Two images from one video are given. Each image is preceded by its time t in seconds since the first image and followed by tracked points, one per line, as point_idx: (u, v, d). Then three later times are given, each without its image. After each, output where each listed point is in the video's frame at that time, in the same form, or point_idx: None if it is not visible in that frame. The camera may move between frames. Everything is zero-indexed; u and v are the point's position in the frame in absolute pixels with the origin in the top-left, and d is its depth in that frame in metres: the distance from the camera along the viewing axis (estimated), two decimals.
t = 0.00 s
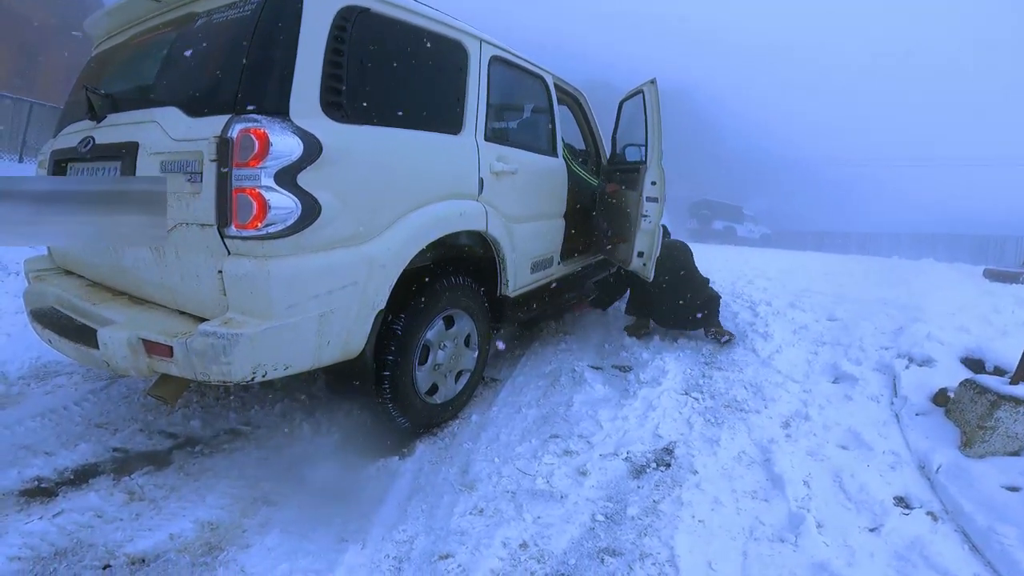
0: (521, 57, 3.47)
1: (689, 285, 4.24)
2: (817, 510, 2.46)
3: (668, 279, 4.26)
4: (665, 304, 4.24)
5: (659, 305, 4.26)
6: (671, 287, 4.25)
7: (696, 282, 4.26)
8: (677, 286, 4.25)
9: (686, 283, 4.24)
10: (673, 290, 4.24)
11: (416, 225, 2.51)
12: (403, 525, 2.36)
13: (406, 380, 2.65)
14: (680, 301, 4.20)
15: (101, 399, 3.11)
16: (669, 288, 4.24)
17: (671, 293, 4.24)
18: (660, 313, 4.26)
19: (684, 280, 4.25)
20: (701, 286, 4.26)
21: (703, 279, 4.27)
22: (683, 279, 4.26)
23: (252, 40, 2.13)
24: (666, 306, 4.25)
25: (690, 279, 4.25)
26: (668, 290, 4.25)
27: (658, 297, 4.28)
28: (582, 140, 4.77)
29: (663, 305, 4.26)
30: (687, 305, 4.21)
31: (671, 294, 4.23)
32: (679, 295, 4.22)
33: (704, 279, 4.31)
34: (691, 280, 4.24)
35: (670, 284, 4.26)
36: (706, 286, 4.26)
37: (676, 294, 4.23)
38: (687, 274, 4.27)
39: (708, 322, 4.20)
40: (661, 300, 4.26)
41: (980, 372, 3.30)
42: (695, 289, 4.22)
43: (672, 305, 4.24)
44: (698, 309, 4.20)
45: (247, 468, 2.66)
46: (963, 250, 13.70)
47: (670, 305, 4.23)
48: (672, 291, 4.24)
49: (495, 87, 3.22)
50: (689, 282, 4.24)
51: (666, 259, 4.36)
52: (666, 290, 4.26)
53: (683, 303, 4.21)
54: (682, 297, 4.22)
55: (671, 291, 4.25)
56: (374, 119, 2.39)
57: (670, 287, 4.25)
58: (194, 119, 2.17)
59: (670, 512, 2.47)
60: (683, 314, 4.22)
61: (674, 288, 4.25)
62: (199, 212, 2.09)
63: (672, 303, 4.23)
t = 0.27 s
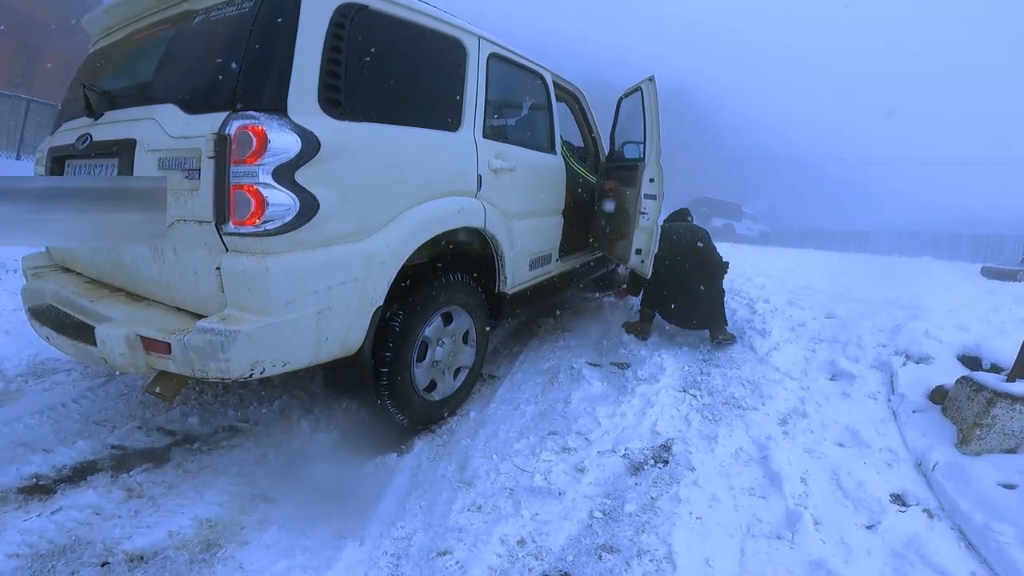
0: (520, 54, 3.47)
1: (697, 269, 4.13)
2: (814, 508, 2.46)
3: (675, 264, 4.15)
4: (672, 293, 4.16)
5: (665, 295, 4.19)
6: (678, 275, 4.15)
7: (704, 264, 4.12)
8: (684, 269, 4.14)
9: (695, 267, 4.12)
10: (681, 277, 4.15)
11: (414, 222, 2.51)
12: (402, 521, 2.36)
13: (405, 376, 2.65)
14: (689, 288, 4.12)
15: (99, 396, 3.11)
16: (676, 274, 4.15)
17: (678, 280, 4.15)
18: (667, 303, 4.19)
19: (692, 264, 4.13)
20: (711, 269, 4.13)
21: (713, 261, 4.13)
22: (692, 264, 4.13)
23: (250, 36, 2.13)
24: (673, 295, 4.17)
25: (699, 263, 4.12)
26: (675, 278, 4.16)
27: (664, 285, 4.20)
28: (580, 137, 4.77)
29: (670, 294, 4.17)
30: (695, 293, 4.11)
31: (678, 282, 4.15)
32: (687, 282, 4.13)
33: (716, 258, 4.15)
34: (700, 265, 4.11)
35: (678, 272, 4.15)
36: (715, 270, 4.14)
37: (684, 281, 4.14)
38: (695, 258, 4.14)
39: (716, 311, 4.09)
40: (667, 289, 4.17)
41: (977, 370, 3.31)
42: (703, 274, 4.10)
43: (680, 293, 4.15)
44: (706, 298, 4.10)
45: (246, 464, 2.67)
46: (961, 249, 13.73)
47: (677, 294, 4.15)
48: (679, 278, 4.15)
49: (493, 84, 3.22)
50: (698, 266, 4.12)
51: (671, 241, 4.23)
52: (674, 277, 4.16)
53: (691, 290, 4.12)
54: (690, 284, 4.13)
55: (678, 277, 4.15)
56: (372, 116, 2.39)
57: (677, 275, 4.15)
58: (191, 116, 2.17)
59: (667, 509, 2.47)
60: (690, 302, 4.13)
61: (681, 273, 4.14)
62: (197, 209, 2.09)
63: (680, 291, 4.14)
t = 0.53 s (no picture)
0: (515, 51, 3.46)
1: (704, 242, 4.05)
2: (809, 502, 2.48)
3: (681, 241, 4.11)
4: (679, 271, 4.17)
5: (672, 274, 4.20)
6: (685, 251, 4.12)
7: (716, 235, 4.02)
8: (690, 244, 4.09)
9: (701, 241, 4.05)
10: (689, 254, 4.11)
11: (409, 218, 2.51)
12: (399, 518, 2.36)
13: (401, 373, 2.66)
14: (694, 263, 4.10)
15: (96, 395, 3.10)
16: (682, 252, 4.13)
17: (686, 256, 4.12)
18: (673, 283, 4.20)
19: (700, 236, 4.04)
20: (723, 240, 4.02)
21: (726, 232, 4.01)
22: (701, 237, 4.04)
23: (244, 33, 2.12)
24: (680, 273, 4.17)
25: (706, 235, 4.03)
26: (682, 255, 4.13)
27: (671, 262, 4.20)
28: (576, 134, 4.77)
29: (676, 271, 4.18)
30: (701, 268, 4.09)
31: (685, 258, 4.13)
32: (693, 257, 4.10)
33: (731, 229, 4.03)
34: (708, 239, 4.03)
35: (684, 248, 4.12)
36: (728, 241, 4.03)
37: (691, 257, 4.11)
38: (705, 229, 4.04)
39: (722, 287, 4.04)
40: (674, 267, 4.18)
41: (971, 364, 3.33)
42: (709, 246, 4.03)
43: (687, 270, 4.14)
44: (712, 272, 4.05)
45: (243, 462, 2.67)
46: (956, 244, 13.78)
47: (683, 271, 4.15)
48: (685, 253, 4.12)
49: (488, 81, 3.22)
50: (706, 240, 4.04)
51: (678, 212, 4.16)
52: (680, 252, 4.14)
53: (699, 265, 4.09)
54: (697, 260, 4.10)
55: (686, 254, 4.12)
56: (367, 113, 2.39)
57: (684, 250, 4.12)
58: (185, 113, 2.17)
59: (664, 504, 2.48)
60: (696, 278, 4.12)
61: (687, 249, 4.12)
62: (192, 206, 2.09)
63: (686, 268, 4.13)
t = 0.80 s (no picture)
0: (508, 46, 3.45)
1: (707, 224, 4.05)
2: (805, 496, 2.48)
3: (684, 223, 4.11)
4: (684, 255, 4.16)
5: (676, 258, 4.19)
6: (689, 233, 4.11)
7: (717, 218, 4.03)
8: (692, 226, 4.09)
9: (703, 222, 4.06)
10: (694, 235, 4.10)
11: (403, 214, 2.50)
12: (396, 514, 2.36)
13: (396, 369, 2.65)
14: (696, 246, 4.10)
15: (90, 394, 3.09)
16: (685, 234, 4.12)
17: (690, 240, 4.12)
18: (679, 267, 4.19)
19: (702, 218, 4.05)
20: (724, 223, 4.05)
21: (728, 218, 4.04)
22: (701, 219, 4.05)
23: (234, 30, 2.11)
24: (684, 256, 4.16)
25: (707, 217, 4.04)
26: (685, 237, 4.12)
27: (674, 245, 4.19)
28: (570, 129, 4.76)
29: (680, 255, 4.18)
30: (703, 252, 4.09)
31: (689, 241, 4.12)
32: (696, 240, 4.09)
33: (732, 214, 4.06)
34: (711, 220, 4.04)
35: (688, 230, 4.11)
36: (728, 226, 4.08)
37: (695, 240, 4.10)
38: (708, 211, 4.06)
39: (723, 269, 4.08)
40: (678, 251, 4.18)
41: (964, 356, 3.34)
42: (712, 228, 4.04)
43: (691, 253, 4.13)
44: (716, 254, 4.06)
45: (239, 460, 2.66)
46: (950, 237, 13.82)
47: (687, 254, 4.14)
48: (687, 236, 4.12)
49: (481, 76, 3.21)
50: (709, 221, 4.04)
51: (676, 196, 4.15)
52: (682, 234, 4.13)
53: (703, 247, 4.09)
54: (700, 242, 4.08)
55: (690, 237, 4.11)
56: (360, 109, 2.38)
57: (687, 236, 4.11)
58: (175, 110, 2.15)
59: (660, 498, 2.49)
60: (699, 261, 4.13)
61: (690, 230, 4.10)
62: (183, 203, 2.08)
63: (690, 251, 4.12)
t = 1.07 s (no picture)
0: (510, 40, 3.44)
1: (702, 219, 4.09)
2: (806, 492, 2.48)
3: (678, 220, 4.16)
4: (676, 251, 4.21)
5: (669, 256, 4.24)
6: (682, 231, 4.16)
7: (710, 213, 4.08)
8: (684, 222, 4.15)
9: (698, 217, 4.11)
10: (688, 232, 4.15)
11: (404, 208, 2.50)
12: (397, 508, 2.37)
13: (397, 362, 2.65)
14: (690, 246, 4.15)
15: (92, 387, 3.10)
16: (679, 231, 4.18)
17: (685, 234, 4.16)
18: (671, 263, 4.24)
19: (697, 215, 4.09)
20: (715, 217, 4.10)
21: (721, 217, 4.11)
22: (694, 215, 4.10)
23: (235, 23, 2.10)
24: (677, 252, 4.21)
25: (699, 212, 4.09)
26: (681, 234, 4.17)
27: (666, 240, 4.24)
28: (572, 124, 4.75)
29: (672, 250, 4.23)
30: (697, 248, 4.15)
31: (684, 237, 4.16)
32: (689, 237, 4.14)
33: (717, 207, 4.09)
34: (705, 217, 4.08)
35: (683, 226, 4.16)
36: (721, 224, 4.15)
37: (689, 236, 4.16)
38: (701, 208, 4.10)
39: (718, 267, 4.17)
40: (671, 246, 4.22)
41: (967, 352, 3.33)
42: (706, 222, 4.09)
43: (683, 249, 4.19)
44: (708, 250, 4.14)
45: (240, 453, 2.66)
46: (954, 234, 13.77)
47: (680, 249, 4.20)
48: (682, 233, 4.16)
49: (483, 70, 3.20)
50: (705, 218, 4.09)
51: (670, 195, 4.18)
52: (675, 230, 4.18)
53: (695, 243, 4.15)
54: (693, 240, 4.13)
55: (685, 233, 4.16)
56: (361, 103, 2.38)
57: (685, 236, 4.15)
58: (176, 104, 2.15)
59: (661, 493, 2.48)
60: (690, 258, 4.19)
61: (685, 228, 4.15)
62: (185, 196, 2.07)
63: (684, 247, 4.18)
